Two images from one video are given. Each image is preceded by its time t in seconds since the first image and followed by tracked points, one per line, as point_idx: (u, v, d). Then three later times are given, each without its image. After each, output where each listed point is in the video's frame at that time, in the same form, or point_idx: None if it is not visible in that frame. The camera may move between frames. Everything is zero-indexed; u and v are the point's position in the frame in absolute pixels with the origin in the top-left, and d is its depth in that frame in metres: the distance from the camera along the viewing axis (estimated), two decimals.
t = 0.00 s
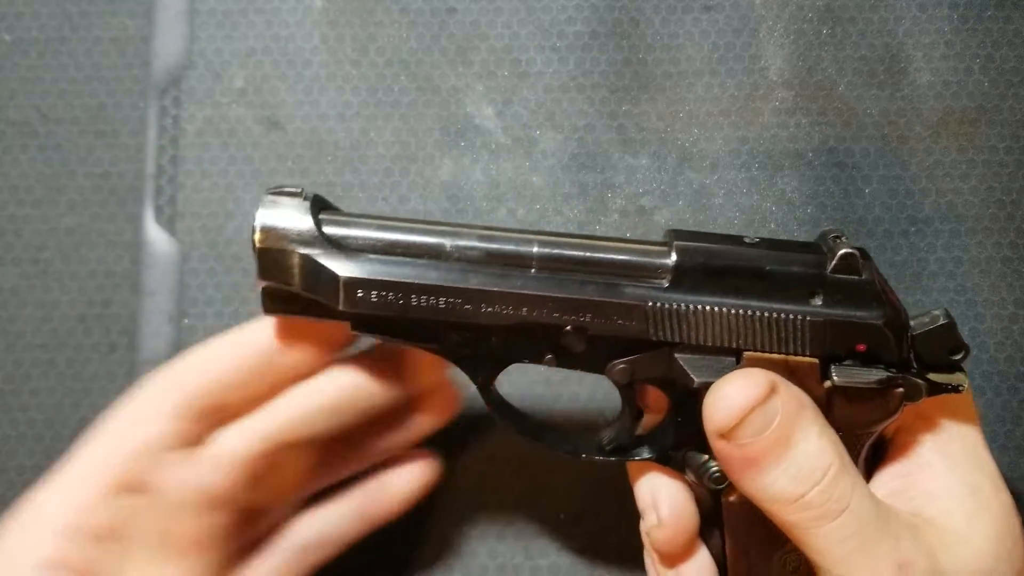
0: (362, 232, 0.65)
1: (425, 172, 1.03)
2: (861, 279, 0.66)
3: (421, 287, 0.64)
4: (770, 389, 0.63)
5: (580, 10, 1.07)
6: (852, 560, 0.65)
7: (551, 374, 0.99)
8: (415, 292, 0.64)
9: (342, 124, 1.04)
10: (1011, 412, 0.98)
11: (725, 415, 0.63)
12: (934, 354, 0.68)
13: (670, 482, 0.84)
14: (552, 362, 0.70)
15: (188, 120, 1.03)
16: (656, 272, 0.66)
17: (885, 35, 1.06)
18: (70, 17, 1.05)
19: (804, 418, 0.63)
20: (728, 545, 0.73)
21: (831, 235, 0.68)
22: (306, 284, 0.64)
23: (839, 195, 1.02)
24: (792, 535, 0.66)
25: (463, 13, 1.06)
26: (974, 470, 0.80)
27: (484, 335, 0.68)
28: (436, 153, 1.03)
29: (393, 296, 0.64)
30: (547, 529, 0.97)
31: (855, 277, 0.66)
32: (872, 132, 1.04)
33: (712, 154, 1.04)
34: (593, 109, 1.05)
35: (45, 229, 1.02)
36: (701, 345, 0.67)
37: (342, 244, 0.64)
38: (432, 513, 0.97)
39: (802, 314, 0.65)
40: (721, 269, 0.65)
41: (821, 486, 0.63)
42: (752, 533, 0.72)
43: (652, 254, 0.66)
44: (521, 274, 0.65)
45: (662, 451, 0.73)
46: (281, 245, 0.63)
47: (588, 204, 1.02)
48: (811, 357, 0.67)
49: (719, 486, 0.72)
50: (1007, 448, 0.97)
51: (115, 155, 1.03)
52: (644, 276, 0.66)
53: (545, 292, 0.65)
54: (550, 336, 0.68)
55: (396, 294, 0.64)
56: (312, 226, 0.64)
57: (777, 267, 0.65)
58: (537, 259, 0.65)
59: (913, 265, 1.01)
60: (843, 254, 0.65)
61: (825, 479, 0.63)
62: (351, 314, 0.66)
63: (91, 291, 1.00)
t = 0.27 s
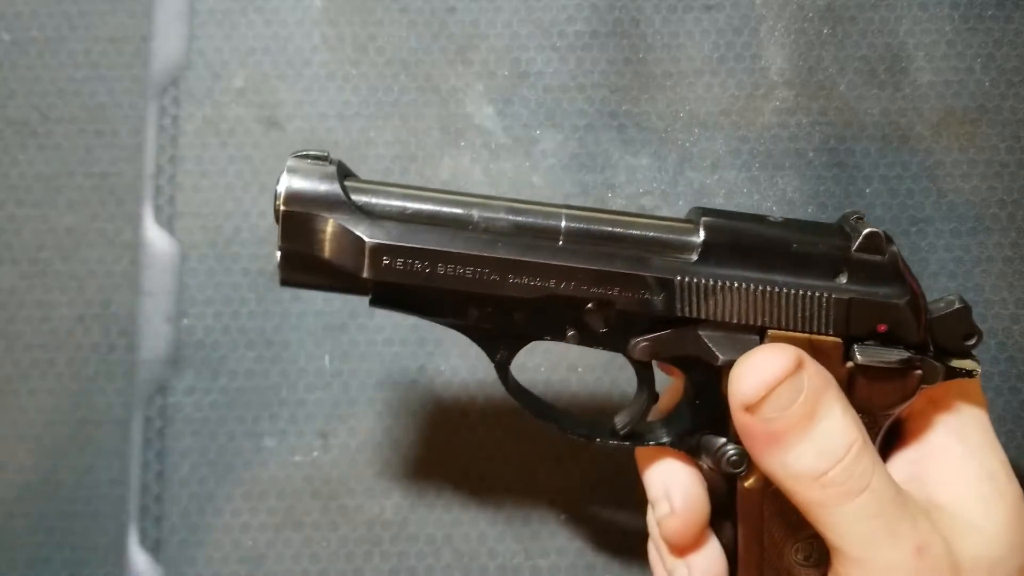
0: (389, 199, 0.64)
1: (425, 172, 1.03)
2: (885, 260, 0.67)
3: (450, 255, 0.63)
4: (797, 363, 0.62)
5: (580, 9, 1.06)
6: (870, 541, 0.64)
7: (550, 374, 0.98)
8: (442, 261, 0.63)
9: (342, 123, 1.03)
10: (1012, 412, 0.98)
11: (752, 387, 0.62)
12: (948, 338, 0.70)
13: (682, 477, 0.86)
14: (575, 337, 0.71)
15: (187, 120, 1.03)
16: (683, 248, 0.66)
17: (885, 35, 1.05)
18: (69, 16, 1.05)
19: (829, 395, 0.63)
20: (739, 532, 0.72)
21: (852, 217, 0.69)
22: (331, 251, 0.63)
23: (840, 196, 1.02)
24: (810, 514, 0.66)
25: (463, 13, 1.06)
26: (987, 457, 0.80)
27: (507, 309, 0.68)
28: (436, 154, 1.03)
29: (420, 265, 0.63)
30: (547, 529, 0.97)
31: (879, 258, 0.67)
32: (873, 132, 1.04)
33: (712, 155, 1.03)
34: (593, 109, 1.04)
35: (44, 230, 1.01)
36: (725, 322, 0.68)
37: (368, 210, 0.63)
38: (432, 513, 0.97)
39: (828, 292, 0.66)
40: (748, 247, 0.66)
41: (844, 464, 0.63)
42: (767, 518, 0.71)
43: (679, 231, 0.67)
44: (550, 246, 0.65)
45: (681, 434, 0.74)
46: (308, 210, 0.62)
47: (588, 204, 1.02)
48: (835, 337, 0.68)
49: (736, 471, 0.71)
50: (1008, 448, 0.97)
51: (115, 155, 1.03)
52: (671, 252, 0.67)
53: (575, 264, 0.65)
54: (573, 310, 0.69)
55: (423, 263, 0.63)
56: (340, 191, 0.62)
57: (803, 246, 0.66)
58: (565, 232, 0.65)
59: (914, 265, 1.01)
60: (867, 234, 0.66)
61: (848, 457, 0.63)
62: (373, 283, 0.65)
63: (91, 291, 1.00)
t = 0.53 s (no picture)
0: (405, 186, 0.64)
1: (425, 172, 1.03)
2: (896, 255, 0.68)
3: (465, 243, 0.63)
4: (810, 357, 0.62)
5: (580, 9, 1.06)
6: (879, 537, 0.64)
7: (551, 374, 0.98)
8: (457, 248, 0.63)
9: (342, 123, 1.03)
10: (1012, 411, 0.98)
11: (763, 381, 0.62)
12: (957, 334, 0.70)
13: (688, 476, 0.85)
14: (585, 329, 0.70)
15: (188, 120, 1.03)
16: (696, 240, 0.67)
17: (885, 35, 1.05)
18: (69, 16, 1.05)
19: (839, 389, 0.63)
20: (745, 527, 0.72)
21: (863, 212, 0.71)
22: (345, 235, 0.62)
23: (839, 196, 1.02)
24: (818, 510, 0.66)
25: (463, 13, 1.06)
26: (993, 455, 0.80)
27: (519, 299, 0.68)
28: (436, 154, 1.03)
29: (434, 252, 0.63)
30: (548, 529, 0.97)
31: (890, 252, 0.68)
32: (873, 132, 1.04)
33: (712, 155, 1.04)
34: (593, 109, 1.04)
35: (45, 229, 1.01)
36: (737, 314, 0.68)
37: (384, 197, 0.63)
38: (432, 513, 0.97)
39: (840, 284, 0.67)
40: (761, 240, 0.67)
41: (853, 459, 0.63)
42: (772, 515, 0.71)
43: (693, 224, 0.67)
44: (565, 235, 0.65)
45: (688, 429, 0.75)
46: (324, 195, 0.62)
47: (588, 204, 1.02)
48: (845, 330, 0.68)
49: (744, 466, 0.71)
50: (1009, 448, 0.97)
51: (115, 155, 1.03)
52: (684, 244, 0.67)
53: (589, 253, 0.65)
54: (584, 301, 0.68)
55: (437, 250, 0.63)
56: (356, 177, 0.62)
57: (816, 239, 0.67)
58: (579, 222, 0.66)
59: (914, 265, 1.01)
60: (879, 228, 0.67)
61: (858, 452, 0.63)
62: (385, 270, 0.64)
63: (91, 291, 1.00)
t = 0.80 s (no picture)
0: (401, 188, 0.64)
1: (425, 172, 1.03)
2: (891, 252, 0.68)
3: (462, 244, 0.63)
4: (804, 358, 0.62)
5: (580, 9, 1.06)
6: (875, 536, 0.64)
7: (551, 374, 0.98)
8: (454, 250, 0.63)
9: (342, 123, 1.03)
10: (1012, 411, 0.98)
11: (758, 382, 0.62)
12: (954, 330, 0.70)
13: (687, 475, 0.85)
14: (584, 330, 0.69)
15: (188, 120, 1.03)
16: (693, 239, 0.67)
17: (885, 35, 1.06)
18: (69, 16, 1.05)
19: (835, 390, 0.63)
20: (745, 525, 0.72)
21: (858, 210, 0.71)
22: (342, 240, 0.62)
23: (840, 196, 1.02)
24: (815, 509, 0.66)
25: (463, 13, 1.06)
26: (992, 454, 0.80)
27: (517, 300, 0.67)
28: (436, 154, 1.03)
29: (432, 254, 0.63)
30: (548, 528, 0.97)
31: (885, 249, 0.68)
32: (873, 132, 1.04)
33: (712, 155, 1.04)
34: (593, 109, 1.04)
35: (45, 229, 1.01)
36: (735, 314, 0.68)
37: (381, 199, 0.63)
38: (432, 513, 0.97)
39: (836, 282, 0.67)
40: (758, 238, 0.67)
41: (849, 459, 0.63)
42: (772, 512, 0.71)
43: (689, 224, 0.68)
44: (562, 235, 0.65)
45: (687, 429, 0.75)
46: (320, 198, 0.62)
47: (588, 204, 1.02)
48: (843, 328, 0.68)
49: (744, 464, 0.71)
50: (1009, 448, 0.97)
51: (115, 154, 1.03)
52: (681, 243, 0.67)
53: (586, 254, 0.65)
54: (581, 302, 0.68)
55: (435, 252, 0.63)
56: (353, 180, 0.62)
57: (812, 237, 0.67)
58: (576, 222, 0.66)
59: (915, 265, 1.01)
60: (874, 226, 0.68)
61: (853, 452, 0.63)
62: (382, 273, 0.64)
63: (91, 291, 1.00)
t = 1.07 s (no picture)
0: (399, 207, 0.64)
1: (425, 172, 1.03)
2: (898, 262, 0.68)
3: (463, 264, 0.63)
4: (797, 376, 0.62)
5: (580, 9, 1.06)
6: (879, 551, 0.64)
7: (551, 373, 0.98)
8: (455, 271, 0.63)
9: (342, 123, 1.03)
10: (1012, 412, 0.98)
11: (754, 402, 0.62)
12: (958, 339, 0.71)
13: (685, 481, 0.86)
14: (587, 346, 0.70)
15: (187, 120, 1.03)
16: (696, 253, 0.67)
17: (885, 35, 1.05)
18: (69, 16, 1.05)
19: (830, 407, 0.63)
20: (751, 535, 0.73)
21: (863, 218, 0.70)
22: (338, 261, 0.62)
23: (840, 195, 1.02)
24: (818, 527, 0.66)
25: (463, 13, 1.06)
26: (993, 460, 0.80)
27: (518, 317, 0.68)
28: (436, 153, 1.03)
29: (432, 276, 0.63)
30: (548, 530, 0.97)
31: (893, 260, 0.68)
32: (873, 132, 1.04)
33: (711, 154, 1.04)
34: (593, 109, 1.04)
35: (45, 229, 1.01)
36: (739, 328, 0.68)
37: (378, 220, 0.63)
38: (432, 513, 0.97)
39: (842, 295, 0.67)
40: (763, 251, 0.67)
41: (849, 475, 0.62)
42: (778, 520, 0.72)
43: (692, 237, 0.67)
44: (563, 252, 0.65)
45: (691, 440, 0.75)
46: (315, 220, 0.62)
47: (588, 204, 1.02)
48: (849, 340, 0.68)
49: (748, 475, 0.73)
50: (1009, 448, 0.97)
51: (115, 154, 1.03)
52: (684, 257, 0.67)
53: (588, 271, 0.65)
54: (583, 319, 0.68)
55: (435, 273, 0.63)
56: (348, 201, 0.62)
57: (819, 250, 0.67)
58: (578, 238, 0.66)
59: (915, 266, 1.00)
60: (881, 236, 0.67)
61: (853, 468, 0.62)
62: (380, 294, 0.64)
63: (91, 291, 1.00)
